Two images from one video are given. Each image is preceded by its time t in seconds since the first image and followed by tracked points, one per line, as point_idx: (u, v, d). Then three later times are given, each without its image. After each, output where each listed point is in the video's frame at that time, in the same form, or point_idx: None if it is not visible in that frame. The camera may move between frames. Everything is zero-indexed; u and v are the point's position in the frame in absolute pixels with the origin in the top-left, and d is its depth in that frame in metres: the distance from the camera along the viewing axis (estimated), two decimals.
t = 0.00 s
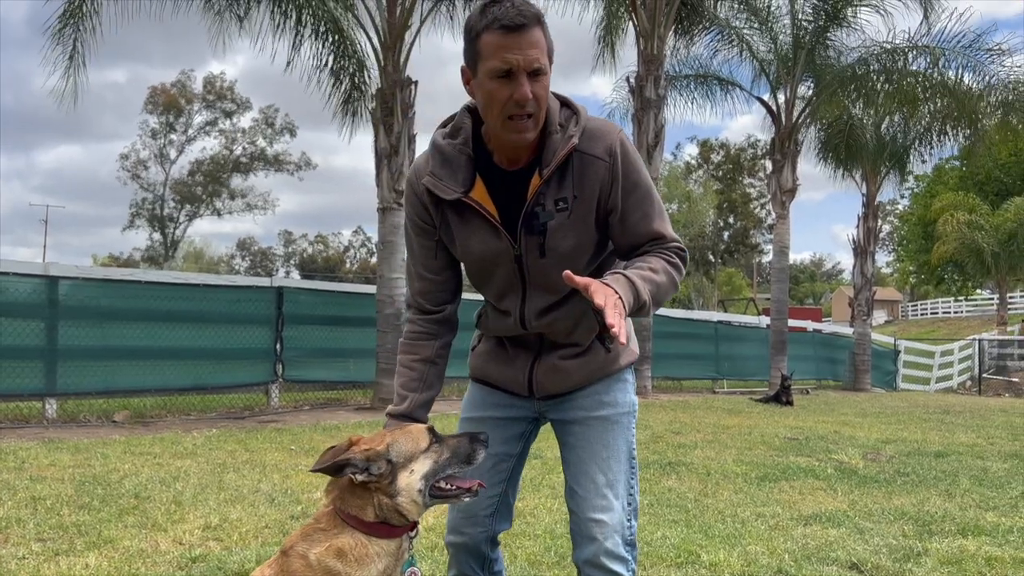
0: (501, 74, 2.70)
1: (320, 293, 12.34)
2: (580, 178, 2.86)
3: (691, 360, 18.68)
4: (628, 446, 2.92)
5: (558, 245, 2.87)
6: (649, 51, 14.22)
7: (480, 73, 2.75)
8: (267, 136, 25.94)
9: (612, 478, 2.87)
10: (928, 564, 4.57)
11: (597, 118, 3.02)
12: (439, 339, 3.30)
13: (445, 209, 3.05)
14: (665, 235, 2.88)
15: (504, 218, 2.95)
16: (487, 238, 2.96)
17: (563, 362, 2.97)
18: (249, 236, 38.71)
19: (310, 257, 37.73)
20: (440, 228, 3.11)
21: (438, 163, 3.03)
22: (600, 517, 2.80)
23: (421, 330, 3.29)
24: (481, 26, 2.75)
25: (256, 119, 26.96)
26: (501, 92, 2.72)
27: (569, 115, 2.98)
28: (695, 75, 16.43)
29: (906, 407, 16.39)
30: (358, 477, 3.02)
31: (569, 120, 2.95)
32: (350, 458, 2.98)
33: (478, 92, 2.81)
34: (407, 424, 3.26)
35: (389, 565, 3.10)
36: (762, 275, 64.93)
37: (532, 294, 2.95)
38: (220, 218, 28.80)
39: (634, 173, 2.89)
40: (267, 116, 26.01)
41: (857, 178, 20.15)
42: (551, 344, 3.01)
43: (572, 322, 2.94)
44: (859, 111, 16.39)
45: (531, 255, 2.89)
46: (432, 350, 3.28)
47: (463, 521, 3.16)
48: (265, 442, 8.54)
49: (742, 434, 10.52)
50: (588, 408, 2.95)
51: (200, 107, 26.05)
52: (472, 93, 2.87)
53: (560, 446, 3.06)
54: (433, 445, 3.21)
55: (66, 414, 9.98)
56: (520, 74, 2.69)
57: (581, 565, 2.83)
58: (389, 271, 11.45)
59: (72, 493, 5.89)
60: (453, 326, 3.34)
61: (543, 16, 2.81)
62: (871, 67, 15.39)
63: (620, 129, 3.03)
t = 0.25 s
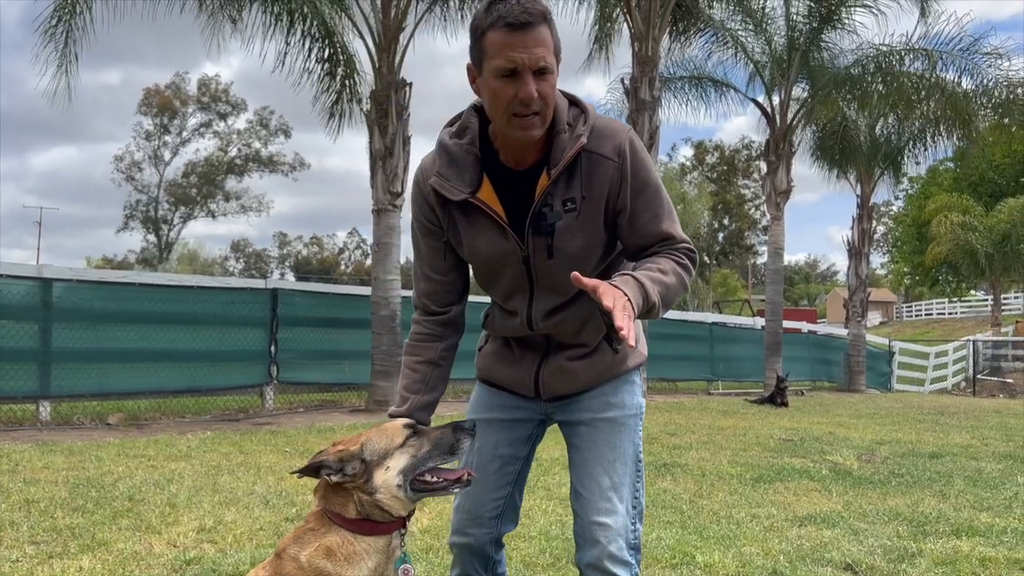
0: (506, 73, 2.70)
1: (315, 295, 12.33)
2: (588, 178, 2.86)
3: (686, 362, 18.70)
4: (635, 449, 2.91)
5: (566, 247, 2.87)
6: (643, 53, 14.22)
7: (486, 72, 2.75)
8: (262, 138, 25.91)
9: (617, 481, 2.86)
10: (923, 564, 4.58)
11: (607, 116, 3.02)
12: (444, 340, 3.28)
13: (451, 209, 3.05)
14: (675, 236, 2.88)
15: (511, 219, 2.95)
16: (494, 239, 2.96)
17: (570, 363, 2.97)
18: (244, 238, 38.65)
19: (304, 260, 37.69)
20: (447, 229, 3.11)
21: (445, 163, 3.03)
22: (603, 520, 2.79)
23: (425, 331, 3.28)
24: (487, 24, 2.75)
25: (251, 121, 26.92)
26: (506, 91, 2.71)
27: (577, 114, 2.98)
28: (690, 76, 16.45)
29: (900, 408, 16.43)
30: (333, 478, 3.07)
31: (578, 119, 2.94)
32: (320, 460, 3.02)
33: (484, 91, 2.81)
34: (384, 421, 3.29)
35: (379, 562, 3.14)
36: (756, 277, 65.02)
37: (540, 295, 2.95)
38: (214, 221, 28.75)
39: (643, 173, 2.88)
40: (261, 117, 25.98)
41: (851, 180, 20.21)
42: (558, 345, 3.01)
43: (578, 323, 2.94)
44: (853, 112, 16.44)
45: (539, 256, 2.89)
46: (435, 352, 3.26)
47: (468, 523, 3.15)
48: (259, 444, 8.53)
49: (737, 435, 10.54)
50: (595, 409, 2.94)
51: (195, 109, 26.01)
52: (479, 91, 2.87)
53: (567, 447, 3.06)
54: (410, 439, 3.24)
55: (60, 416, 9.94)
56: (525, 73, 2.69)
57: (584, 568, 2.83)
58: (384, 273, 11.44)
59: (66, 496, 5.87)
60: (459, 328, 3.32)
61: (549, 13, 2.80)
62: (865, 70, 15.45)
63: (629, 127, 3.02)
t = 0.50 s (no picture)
0: (508, 73, 2.70)
1: (311, 297, 12.32)
2: (594, 180, 2.86)
3: (682, 363, 18.72)
4: (640, 454, 2.91)
5: (572, 249, 2.88)
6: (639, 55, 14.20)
7: (488, 72, 2.76)
8: (258, 140, 25.89)
9: (622, 486, 2.86)
10: (918, 565, 4.59)
11: (613, 117, 3.02)
12: (449, 341, 3.30)
13: (456, 212, 3.05)
14: (682, 237, 2.88)
15: (516, 221, 2.95)
16: (499, 242, 2.96)
17: (575, 366, 2.97)
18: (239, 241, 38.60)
19: (300, 262, 37.65)
20: (452, 231, 3.11)
21: (450, 166, 3.04)
22: (606, 525, 2.79)
23: (431, 331, 3.30)
24: (489, 24, 2.76)
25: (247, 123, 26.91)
26: (508, 91, 2.72)
27: (583, 115, 2.98)
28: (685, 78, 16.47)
29: (896, 409, 16.47)
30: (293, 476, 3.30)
31: (584, 120, 2.94)
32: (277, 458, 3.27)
33: (486, 92, 2.81)
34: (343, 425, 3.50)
35: (351, 556, 3.25)
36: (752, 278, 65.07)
37: (545, 298, 2.96)
38: (210, 223, 28.71)
39: (649, 175, 2.88)
40: (257, 119, 25.97)
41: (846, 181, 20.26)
42: (563, 347, 3.02)
43: (584, 326, 2.95)
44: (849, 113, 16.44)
45: (544, 258, 2.90)
46: (439, 352, 3.28)
47: (474, 525, 3.17)
48: (255, 447, 8.52)
49: (733, 437, 10.55)
50: (601, 413, 2.95)
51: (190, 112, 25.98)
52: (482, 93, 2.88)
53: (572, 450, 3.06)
54: (363, 439, 3.42)
55: (55, 419, 9.93)
56: (527, 73, 2.69)
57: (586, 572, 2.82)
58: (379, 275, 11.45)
59: (61, 499, 5.85)
60: (466, 329, 3.33)
61: (552, 12, 2.81)
62: (861, 73, 15.43)
63: (636, 128, 3.02)
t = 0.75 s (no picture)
0: (511, 73, 2.71)
1: (309, 299, 12.32)
2: (602, 182, 2.87)
3: (679, 364, 18.73)
4: (645, 459, 2.91)
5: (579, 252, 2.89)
6: (636, 56, 14.21)
7: (491, 72, 2.77)
8: (255, 142, 25.90)
9: (626, 491, 2.86)
10: (916, 566, 4.60)
11: (621, 119, 3.03)
12: (455, 342, 3.32)
13: (462, 215, 3.06)
14: (690, 239, 2.89)
15: (523, 224, 2.96)
16: (506, 245, 2.97)
17: (581, 369, 2.98)
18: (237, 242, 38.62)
19: (298, 264, 37.66)
20: (458, 235, 3.12)
21: (456, 169, 3.05)
22: (609, 530, 2.79)
23: (438, 332, 3.33)
24: (492, 24, 2.77)
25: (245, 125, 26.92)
26: (512, 90, 2.72)
27: (590, 117, 2.99)
28: (682, 79, 16.50)
29: (893, 410, 16.49)
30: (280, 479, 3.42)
31: (591, 122, 2.96)
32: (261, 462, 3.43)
33: (490, 92, 2.82)
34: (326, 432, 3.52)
35: (335, 557, 3.23)
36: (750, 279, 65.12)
37: (552, 301, 2.96)
38: (208, 225, 28.71)
39: (657, 176, 2.90)
40: (255, 121, 25.97)
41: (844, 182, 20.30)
42: (569, 350, 3.03)
43: (590, 328, 2.96)
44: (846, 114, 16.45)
45: (552, 262, 2.90)
46: (444, 352, 3.32)
47: (478, 529, 3.18)
48: (253, 449, 8.52)
49: (731, 438, 10.56)
50: (605, 417, 2.96)
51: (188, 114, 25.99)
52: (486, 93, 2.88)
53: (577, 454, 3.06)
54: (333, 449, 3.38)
55: (53, 422, 9.92)
56: (529, 71, 2.70)
57: None
58: (378, 277, 11.46)
59: (59, 502, 5.85)
60: (473, 331, 3.35)
61: (557, 12, 2.82)
62: (858, 75, 15.44)
63: (644, 130, 3.03)
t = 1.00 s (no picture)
0: (508, 79, 2.73)
1: (309, 301, 12.33)
2: (603, 189, 2.88)
3: (679, 365, 18.75)
4: (646, 462, 2.92)
5: (582, 259, 2.90)
6: (636, 57, 14.23)
7: (489, 79, 2.78)
8: (255, 144, 25.93)
9: (627, 494, 2.87)
10: (914, 567, 4.61)
11: (621, 125, 3.04)
12: (458, 348, 3.35)
13: (464, 223, 3.08)
14: (690, 245, 2.91)
15: (525, 232, 2.97)
16: (509, 253, 2.99)
17: (583, 374, 2.99)
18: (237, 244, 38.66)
19: (299, 265, 37.69)
20: (460, 243, 3.14)
21: (458, 178, 3.06)
22: (610, 533, 2.79)
23: (441, 338, 3.36)
24: (488, 32, 2.79)
25: (244, 127, 26.94)
26: (509, 97, 2.74)
27: (591, 123, 3.00)
28: (681, 80, 16.52)
29: (893, 410, 16.50)
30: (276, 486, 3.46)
31: (592, 129, 2.97)
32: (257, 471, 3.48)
33: (488, 100, 2.84)
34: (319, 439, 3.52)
35: (326, 565, 3.25)
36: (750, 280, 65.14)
37: (555, 307, 2.98)
38: (208, 226, 28.73)
39: (658, 182, 2.91)
40: (255, 123, 25.99)
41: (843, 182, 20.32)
42: (572, 355, 3.04)
43: (592, 334, 2.97)
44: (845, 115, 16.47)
45: (554, 269, 2.92)
46: (447, 357, 3.33)
47: (480, 531, 3.20)
48: (253, 451, 8.53)
49: (731, 439, 10.57)
50: (607, 420, 2.97)
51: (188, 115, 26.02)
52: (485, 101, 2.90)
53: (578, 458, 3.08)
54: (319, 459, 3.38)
55: (54, 424, 9.94)
56: (526, 77, 2.71)
57: None
58: (378, 279, 11.48)
59: (60, 504, 5.86)
60: (477, 337, 3.37)
61: (553, 19, 2.83)
62: (856, 76, 15.48)
63: (644, 136, 3.05)
